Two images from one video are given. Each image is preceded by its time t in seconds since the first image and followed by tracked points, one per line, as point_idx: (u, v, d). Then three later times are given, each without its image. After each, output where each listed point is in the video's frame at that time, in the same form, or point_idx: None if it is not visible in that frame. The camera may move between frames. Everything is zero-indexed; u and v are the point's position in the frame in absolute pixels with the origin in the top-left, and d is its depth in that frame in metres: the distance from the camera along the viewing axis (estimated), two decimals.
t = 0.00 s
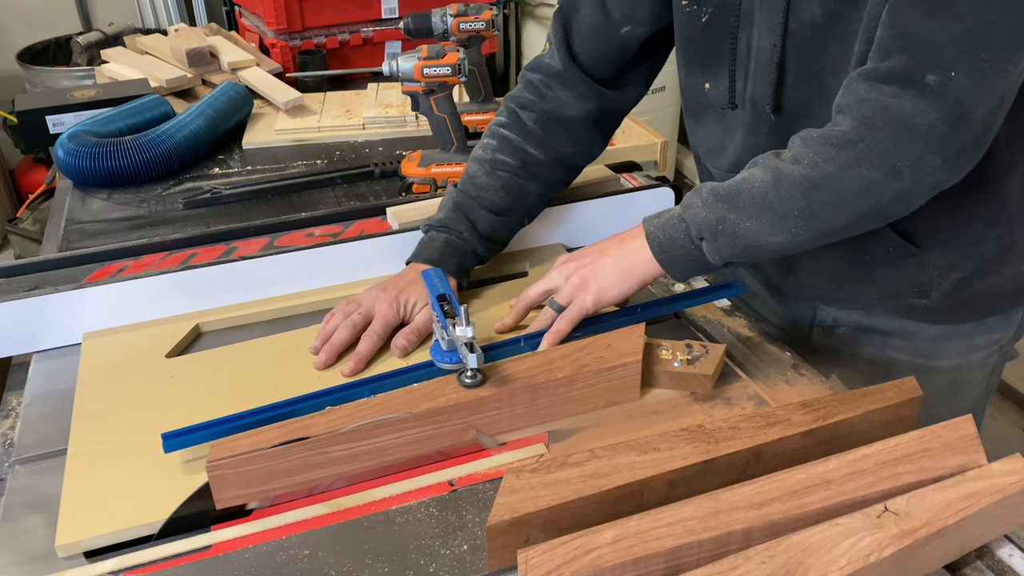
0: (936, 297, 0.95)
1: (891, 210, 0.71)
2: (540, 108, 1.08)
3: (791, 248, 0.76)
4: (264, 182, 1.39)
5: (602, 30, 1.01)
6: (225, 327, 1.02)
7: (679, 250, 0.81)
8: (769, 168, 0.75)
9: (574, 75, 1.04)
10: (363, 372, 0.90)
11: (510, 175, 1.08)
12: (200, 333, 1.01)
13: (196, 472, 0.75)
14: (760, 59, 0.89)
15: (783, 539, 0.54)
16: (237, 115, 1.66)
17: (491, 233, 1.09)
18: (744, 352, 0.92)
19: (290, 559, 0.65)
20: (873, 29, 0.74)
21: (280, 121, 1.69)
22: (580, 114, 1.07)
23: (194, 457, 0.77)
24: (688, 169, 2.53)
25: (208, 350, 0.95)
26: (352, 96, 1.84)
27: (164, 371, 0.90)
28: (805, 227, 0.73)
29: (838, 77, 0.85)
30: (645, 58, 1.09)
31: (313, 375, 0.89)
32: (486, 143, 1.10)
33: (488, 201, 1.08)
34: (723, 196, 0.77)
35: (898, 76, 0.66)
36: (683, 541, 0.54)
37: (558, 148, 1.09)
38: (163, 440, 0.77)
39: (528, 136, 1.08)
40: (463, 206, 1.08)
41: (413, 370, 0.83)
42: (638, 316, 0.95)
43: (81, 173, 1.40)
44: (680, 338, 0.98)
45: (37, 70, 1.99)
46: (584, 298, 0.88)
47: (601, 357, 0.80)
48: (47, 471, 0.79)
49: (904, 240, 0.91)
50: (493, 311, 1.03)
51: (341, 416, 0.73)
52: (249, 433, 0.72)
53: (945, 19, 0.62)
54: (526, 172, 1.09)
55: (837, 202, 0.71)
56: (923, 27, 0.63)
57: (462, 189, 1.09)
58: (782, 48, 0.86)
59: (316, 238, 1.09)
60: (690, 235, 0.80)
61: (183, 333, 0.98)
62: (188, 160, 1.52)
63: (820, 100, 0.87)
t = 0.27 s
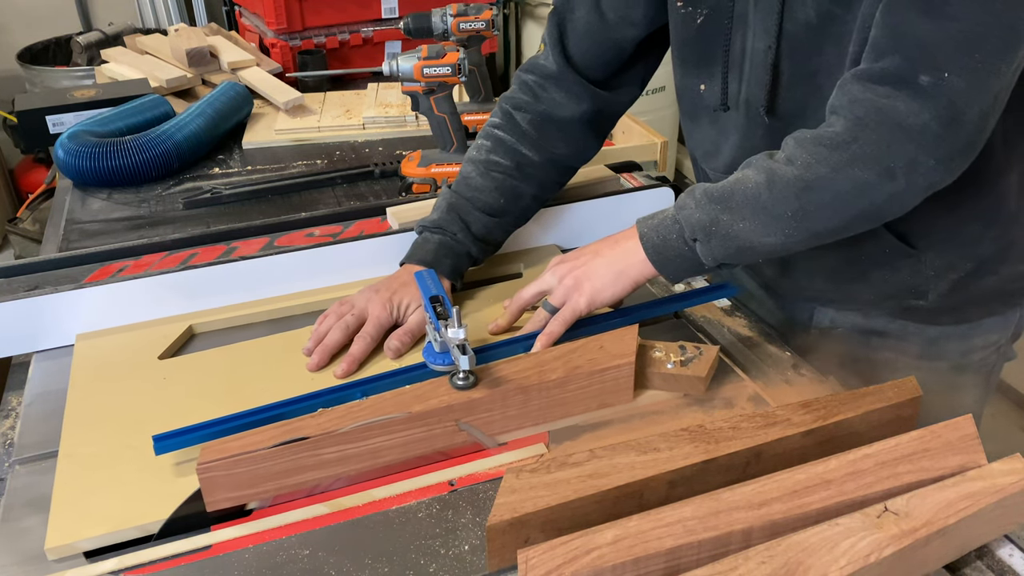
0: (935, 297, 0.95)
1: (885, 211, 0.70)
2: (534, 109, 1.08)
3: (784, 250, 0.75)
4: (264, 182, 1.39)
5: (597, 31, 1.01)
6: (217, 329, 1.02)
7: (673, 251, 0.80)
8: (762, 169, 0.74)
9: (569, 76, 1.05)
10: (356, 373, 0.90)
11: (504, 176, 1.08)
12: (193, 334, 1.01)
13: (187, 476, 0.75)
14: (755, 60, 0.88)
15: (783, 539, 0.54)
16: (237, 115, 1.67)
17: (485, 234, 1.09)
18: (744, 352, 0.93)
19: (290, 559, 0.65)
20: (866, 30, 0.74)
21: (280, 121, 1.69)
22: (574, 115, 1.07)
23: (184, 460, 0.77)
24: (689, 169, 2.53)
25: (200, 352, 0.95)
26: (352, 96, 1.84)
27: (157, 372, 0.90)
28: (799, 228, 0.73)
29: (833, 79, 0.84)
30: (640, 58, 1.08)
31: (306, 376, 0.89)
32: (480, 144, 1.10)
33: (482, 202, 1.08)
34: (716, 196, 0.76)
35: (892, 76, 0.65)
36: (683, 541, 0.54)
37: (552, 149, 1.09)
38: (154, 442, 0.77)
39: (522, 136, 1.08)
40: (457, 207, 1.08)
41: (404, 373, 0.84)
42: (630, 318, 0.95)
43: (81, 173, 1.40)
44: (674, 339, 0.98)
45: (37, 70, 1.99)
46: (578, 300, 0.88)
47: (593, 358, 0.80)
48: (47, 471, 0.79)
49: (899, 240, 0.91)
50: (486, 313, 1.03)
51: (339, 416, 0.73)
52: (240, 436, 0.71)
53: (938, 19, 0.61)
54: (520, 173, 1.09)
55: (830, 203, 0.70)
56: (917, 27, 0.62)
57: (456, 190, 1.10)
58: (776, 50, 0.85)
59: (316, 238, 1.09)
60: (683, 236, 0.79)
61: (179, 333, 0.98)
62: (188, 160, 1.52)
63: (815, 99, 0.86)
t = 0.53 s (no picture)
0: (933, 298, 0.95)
1: (878, 211, 0.70)
2: (528, 110, 1.08)
3: (777, 250, 0.75)
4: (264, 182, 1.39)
5: (591, 32, 1.01)
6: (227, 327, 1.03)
7: (666, 252, 0.81)
8: (755, 169, 0.74)
9: (562, 77, 1.05)
10: (348, 376, 0.90)
11: (498, 177, 1.08)
12: (187, 335, 1.00)
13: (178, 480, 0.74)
14: (749, 61, 0.88)
15: (784, 539, 0.54)
16: (237, 116, 1.67)
17: (479, 235, 1.09)
18: (744, 352, 0.93)
19: (290, 559, 0.65)
20: (860, 30, 0.73)
21: (280, 121, 1.69)
22: (568, 116, 1.07)
23: (176, 462, 0.77)
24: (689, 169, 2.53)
25: (193, 354, 0.95)
26: (352, 96, 1.84)
27: (149, 374, 0.90)
28: (791, 229, 0.73)
29: (826, 79, 0.83)
30: (634, 59, 1.09)
31: (299, 378, 0.89)
32: (474, 145, 1.10)
33: (475, 203, 1.08)
34: (710, 197, 0.77)
35: (884, 77, 0.64)
36: (683, 541, 0.54)
37: (546, 150, 1.09)
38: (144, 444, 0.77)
39: (516, 137, 1.08)
40: (451, 208, 1.08)
41: (396, 375, 0.84)
42: (624, 318, 0.95)
43: (81, 173, 1.40)
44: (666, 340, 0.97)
45: (37, 70, 1.99)
46: (571, 301, 0.88)
47: (585, 361, 0.80)
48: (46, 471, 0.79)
49: (894, 240, 0.91)
50: (481, 314, 1.02)
51: (339, 417, 0.73)
52: (233, 439, 0.72)
53: (931, 19, 0.60)
54: (514, 174, 1.09)
55: (822, 204, 0.70)
56: (910, 27, 0.61)
57: (450, 191, 1.09)
58: (770, 51, 0.85)
59: (316, 238, 1.10)
60: (676, 237, 0.80)
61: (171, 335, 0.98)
62: (188, 160, 1.52)
63: (808, 100, 0.86)
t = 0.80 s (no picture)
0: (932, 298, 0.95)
1: (871, 211, 0.70)
2: (521, 110, 1.08)
3: (770, 251, 0.75)
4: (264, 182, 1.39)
5: (586, 33, 1.01)
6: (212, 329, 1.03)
7: (659, 252, 0.81)
8: (748, 170, 0.74)
9: (557, 78, 1.05)
10: (341, 377, 0.90)
11: (492, 178, 1.08)
12: (179, 337, 1.01)
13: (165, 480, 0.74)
14: (743, 63, 0.87)
15: (784, 539, 0.54)
16: (237, 115, 1.67)
17: (473, 236, 1.08)
18: (744, 352, 0.93)
19: (290, 559, 0.65)
20: (852, 32, 0.72)
21: (280, 121, 1.69)
22: (562, 117, 1.07)
23: (166, 465, 0.76)
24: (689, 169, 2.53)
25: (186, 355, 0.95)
26: (352, 96, 1.84)
27: (140, 377, 0.90)
28: (784, 230, 0.73)
29: (819, 80, 0.83)
30: (628, 60, 1.09)
31: (291, 380, 0.89)
32: (468, 146, 1.10)
33: (470, 204, 1.08)
34: (702, 198, 0.77)
35: (876, 77, 0.64)
36: (683, 541, 0.54)
37: (540, 151, 1.09)
38: (135, 446, 0.77)
39: (510, 138, 1.08)
40: (445, 209, 1.08)
41: (389, 377, 0.85)
42: (619, 319, 0.96)
43: (81, 173, 1.40)
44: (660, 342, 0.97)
45: (37, 70, 1.99)
46: (564, 302, 0.88)
47: (580, 362, 0.80)
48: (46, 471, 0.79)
49: (890, 241, 0.91)
50: (475, 315, 1.02)
51: (340, 417, 0.73)
52: (229, 439, 0.71)
53: (923, 19, 0.60)
54: (508, 175, 1.09)
55: (815, 205, 0.70)
56: (902, 28, 0.61)
57: (444, 192, 1.09)
58: (763, 52, 0.85)
59: (317, 238, 1.10)
60: (670, 238, 0.80)
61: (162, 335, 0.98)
62: (188, 160, 1.52)
63: (803, 101, 0.86)
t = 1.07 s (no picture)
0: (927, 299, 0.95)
1: (865, 213, 0.69)
2: (516, 111, 1.08)
3: (764, 252, 0.75)
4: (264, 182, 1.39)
5: (580, 33, 1.01)
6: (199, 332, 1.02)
7: (653, 254, 0.81)
8: (742, 172, 0.74)
9: (552, 79, 1.05)
10: (334, 378, 0.90)
11: (487, 179, 1.08)
12: (172, 338, 1.00)
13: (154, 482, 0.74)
14: (739, 64, 0.87)
15: (784, 539, 0.54)
16: (237, 115, 1.67)
17: (468, 236, 1.09)
18: (744, 352, 0.93)
19: (290, 559, 0.65)
20: (846, 34, 0.72)
21: (280, 121, 1.69)
22: (558, 118, 1.07)
23: (157, 467, 0.76)
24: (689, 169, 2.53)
25: (179, 356, 0.94)
26: (352, 96, 1.84)
27: (130, 378, 0.89)
28: (778, 231, 0.72)
29: (815, 81, 0.82)
30: (624, 61, 1.09)
31: (283, 381, 0.89)
32: (463, 147, 1.10)
33: (464, 205, 1.08)
34: (696, 200, 0.77)
35: (870, 78, 0.64)
36: (683, 541, 0.54)
37: (535, 152, 1.09)
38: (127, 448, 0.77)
39: (505, 139, 1.08)
40: (440, 210, 1.08)
41: (382, 378, 0.85)
42: (612, 321, 0.96)
43: (81, 173, 1.40)
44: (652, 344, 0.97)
45: (37, 70, 1.99)
46: (558, 304, 0.88)
47: (572, 363, 0.79)
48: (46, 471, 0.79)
49: (886, 242, 0.90)
50: (469, 316, 1.02)
51: (342, 417, 0.73)
52: (229, 438, 0.71)
53: (916, 20, 0.60)
54: (502, 175, 1.08)
55: (809, 206, 0.70)
56: (895, 29, 0.61)
57: (439, 193, 1.09)
58: (759, 53, 0.85)
59: (317, 238, 1.10)
60: (664, 240, 0.80)
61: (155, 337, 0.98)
62: (188, 160, 1.52)
63: (799, 103, 0.86)
